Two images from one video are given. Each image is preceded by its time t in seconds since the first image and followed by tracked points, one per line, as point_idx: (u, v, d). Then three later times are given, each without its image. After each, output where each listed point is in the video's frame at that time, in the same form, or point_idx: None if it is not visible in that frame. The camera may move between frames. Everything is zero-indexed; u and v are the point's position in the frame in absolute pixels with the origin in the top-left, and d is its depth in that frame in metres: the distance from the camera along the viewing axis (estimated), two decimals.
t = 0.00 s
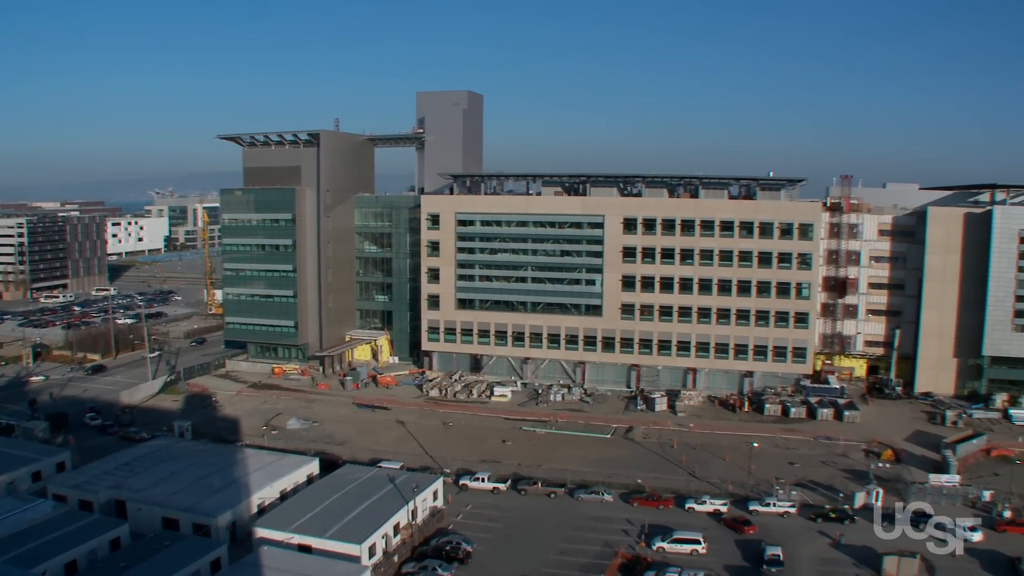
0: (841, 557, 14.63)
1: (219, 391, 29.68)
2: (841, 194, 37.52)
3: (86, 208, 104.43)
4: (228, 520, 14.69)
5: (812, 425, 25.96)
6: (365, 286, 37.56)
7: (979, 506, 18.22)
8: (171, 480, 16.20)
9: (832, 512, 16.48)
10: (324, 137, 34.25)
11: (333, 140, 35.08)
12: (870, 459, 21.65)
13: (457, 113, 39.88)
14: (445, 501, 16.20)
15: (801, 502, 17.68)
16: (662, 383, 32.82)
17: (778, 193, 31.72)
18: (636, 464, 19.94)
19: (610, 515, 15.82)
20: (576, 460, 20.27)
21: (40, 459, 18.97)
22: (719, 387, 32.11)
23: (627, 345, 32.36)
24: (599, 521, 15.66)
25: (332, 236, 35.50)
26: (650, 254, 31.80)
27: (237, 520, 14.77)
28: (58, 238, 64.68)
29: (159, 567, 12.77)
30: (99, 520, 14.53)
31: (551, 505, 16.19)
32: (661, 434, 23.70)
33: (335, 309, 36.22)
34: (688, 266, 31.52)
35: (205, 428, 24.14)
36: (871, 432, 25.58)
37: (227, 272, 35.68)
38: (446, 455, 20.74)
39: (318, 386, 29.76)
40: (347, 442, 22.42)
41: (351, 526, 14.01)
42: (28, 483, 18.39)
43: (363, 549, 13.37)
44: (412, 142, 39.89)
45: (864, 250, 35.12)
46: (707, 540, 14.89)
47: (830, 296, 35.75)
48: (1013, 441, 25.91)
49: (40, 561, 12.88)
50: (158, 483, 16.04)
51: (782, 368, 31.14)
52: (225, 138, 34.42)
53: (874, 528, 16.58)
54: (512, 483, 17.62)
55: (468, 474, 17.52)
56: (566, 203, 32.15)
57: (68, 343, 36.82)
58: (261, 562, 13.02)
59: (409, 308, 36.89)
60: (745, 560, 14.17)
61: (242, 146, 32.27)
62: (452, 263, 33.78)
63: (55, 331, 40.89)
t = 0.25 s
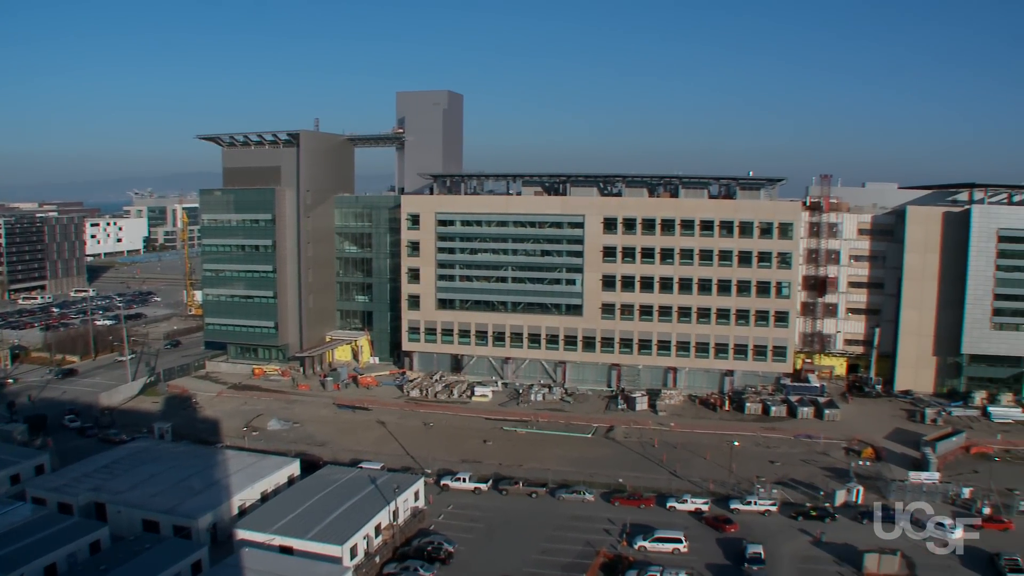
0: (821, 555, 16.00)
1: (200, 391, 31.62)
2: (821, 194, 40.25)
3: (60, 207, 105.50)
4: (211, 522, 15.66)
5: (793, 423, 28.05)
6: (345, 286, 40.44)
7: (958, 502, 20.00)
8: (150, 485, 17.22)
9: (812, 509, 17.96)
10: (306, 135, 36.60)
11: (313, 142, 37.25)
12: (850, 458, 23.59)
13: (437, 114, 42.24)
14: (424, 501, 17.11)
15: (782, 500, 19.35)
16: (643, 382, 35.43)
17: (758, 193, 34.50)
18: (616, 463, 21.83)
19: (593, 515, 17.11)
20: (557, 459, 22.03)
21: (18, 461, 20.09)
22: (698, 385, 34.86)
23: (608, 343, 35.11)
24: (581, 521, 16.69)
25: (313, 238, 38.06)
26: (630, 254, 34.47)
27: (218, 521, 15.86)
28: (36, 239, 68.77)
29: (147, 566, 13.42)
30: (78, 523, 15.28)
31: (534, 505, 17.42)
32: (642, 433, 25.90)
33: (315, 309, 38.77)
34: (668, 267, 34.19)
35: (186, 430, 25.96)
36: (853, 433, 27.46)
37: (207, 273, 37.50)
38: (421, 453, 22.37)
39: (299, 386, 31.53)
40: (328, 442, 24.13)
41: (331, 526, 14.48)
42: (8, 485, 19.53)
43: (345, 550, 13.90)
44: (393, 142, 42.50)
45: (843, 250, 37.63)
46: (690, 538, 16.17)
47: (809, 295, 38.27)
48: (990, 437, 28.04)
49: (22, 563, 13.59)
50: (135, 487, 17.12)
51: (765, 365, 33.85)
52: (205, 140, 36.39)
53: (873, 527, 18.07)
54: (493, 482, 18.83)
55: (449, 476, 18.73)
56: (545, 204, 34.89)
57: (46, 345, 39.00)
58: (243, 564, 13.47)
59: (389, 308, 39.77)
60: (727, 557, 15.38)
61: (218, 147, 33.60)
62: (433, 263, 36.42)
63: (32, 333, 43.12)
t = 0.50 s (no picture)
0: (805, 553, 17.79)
1: (180, 392, 34.09)
2: (799, 193, 42.94)
3: (41, 207, 106.98)
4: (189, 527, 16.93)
5: (772, 422, 30.02)
6: (326, 286, 42.60)
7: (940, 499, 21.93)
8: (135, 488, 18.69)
9: (793, 509, 19.77)
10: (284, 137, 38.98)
11: (293, 141, 39.62)
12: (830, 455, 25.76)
13: (418, 113, 45.72)
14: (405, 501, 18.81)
15: (763, 498, 21.28)
16: (624, 382, 37.57)
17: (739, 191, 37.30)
18: (596, 463, 23.78)
19: (574, 514, 18.85)
20: (538, 458, 24.15)
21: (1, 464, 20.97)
22: (682, 384, 37.32)
23: (589, 343, 37.36)
24: (564, 520, 18.44)
25: (291, 237, 40.28)
26: (610, 254, 36.75)
27: (198, 524, 17.11)
28: (14, 241, 70.35)
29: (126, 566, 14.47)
30: (57, 527, 16.62)
31: (515, 505, 19.27)
32: (623, 432, 27.95)
33: (295, 310, 41.08)
34: (649, 265, 36.51)
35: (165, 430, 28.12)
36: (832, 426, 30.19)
37: (187, 273, 40.53)
38: (403, 453, 24.64)
39: (281, 386, 33.52)
40: (309, 443, 26.33)
41: (308, 530, 15.81)
42: None
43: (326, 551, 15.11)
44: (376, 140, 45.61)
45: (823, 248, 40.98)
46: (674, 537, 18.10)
47: (790, 293, 41.41)
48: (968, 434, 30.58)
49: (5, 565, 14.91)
50: (115, 488, 18.61)
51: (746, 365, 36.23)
52: (187, 138, 39.18)
53: (874, 528, 19.75)
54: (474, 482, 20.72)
55: (430, 476, 20.69)
56: (526, 204, 37.14)
57: (26, 347, 41.41)
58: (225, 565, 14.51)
59: (368, 309, 42.07)
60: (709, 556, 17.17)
61: (201, 146, 36.76)
62: (412, 263, 38.72)
63: (13, 336, 45.76)
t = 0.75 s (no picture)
0: (782, 551, 18.93)
1: (157, 395, 35.73)
2: (777, 193, 44.55)
3: (17, 207, 107.87)
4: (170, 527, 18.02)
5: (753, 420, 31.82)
6: (305, 287, 44.52)
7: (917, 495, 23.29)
8: (111, 490, 19.62)
9: (771, 507, 20.98)
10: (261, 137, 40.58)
11: (271, 142, 41.34)
12: (809, 454, 27.26)
13: (396, 112, 47.53)
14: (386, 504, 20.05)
15: (742, 497, 22.55)
16: (604, 381, 39.41)
17: (716, 191, 39.15)
18: (574, 463, 25.11)
19: (553, 515, 20.00)
20: (518, 459, 25.47)
21: None
22: (659, 382, 39.12)
23: (567, 344, 39.20)
24: (543, 520, 19.51)
25: (270, 237, 42.07)
26: (589, 254, 38.57)
27: (177, 525, 18.18)
28: None
29: (106, 568, 15.44)
30: (33, 530, 17.37)
31: (494, 505, 20.45)
32: (601, 431, 29.58)
33: (274, 309, 42.86)
34: (626, 265, 38.36)
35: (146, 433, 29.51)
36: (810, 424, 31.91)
37: (166, 274, 42.02)
38: (382, 454, 25.88)
39: (259, 390, 35.17)
40: (287, 444, 27.71)
41: (289, 530, 16.66)
42: None
43: (305, 554, 15.96)
44: (353, 140, 47.74)
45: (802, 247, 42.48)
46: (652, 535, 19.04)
47: (767, 292, 42.85)
48: (945, 433, 32.54)
49: None
50: (92, 491, 19.57)
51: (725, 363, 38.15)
52: (165, 141, 40.72)
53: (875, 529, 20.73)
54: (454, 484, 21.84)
55: (408, 477, 21.85)
56: (504, 204, 38.80)
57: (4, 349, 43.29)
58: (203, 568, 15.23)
59: (346, 308, 43.86)
60: (689, 554, 18.13)
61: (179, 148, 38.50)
62: (391, 262, 40.41)
63: None
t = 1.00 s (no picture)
0: (761, 549, 20.87)
1: (134, 396, 39.09)
2: (756, 192, 49.03)
3: None
4: (148, 528, 19.89)
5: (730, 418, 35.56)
6: (283, 288, 49.03)
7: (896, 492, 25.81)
8: (88, 493, 21.61)
9: (752, 506, 23.11)
10: (238, 140, 44.75)
11: (248, 143, 45.47)
12: (789, 452, 30.17)
13: (375, 111, 52.75)
14: (367, 503, 22.47)
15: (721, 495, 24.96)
16: (582, 380, 43.53)
17: (695, 190, 43.03)
18: (556, 462, 27.80)
19: (534, 514, 22.30)
20: (496, 458, 28.11)
21: None
22: (636, 382, 43.28)
23: (546, 344, 43.18)
24: (524, 519, 21.86)
25: (248, 238, 46.32)
26: (569, 254, 42.52)
27: (153, 526, 20.14)
28: None
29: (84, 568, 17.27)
30: (14, 534, 19.14)
31: (473, 505, 22.83)
32: (582, 431, 32.80)
33: (251, 310, 47.12)
34: (604, 266, 42.31)
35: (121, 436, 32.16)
36: (790, 421, 35.60)
37: (146, 275, 46.02)
38: (361, 456, 28.27)
39: (237, 390, 38.95)
40: (263, 445, 30.23)
41: (268, 534, 18.54)
42: None
43: (283, 554, 17.83)
44: (331, 139, 52.48)
45: (780, 247, 46.67)
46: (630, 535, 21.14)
47: (747, 290, 47.43)
48: (924, 430, 35.82)
49: None
50: (69, 496, 21.49)
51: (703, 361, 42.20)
52: (144, 142, 44.91)
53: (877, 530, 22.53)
54: (432, 484, 24.21)
55: (387, 478, 24.17)
56: (484, 204, 42.69)
57: None
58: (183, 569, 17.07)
59: (326, 310, 48.34)
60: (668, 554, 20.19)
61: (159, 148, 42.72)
62: (371, 262, 44.50)
63: None
